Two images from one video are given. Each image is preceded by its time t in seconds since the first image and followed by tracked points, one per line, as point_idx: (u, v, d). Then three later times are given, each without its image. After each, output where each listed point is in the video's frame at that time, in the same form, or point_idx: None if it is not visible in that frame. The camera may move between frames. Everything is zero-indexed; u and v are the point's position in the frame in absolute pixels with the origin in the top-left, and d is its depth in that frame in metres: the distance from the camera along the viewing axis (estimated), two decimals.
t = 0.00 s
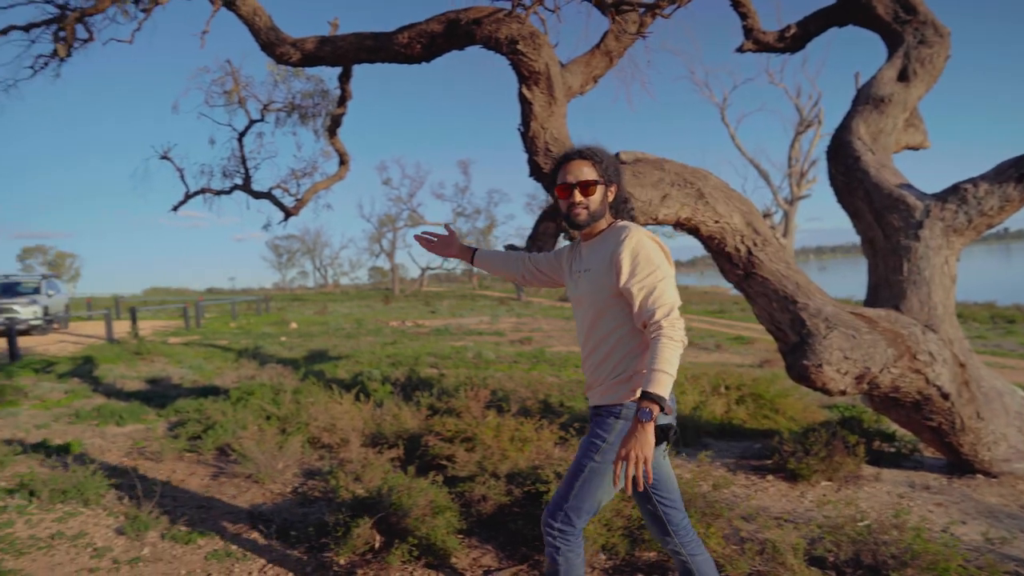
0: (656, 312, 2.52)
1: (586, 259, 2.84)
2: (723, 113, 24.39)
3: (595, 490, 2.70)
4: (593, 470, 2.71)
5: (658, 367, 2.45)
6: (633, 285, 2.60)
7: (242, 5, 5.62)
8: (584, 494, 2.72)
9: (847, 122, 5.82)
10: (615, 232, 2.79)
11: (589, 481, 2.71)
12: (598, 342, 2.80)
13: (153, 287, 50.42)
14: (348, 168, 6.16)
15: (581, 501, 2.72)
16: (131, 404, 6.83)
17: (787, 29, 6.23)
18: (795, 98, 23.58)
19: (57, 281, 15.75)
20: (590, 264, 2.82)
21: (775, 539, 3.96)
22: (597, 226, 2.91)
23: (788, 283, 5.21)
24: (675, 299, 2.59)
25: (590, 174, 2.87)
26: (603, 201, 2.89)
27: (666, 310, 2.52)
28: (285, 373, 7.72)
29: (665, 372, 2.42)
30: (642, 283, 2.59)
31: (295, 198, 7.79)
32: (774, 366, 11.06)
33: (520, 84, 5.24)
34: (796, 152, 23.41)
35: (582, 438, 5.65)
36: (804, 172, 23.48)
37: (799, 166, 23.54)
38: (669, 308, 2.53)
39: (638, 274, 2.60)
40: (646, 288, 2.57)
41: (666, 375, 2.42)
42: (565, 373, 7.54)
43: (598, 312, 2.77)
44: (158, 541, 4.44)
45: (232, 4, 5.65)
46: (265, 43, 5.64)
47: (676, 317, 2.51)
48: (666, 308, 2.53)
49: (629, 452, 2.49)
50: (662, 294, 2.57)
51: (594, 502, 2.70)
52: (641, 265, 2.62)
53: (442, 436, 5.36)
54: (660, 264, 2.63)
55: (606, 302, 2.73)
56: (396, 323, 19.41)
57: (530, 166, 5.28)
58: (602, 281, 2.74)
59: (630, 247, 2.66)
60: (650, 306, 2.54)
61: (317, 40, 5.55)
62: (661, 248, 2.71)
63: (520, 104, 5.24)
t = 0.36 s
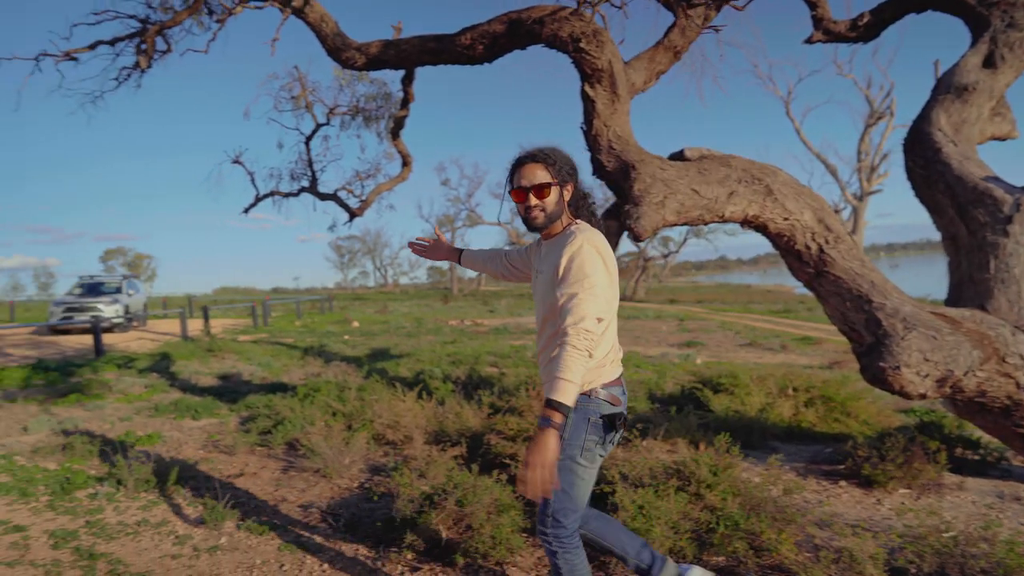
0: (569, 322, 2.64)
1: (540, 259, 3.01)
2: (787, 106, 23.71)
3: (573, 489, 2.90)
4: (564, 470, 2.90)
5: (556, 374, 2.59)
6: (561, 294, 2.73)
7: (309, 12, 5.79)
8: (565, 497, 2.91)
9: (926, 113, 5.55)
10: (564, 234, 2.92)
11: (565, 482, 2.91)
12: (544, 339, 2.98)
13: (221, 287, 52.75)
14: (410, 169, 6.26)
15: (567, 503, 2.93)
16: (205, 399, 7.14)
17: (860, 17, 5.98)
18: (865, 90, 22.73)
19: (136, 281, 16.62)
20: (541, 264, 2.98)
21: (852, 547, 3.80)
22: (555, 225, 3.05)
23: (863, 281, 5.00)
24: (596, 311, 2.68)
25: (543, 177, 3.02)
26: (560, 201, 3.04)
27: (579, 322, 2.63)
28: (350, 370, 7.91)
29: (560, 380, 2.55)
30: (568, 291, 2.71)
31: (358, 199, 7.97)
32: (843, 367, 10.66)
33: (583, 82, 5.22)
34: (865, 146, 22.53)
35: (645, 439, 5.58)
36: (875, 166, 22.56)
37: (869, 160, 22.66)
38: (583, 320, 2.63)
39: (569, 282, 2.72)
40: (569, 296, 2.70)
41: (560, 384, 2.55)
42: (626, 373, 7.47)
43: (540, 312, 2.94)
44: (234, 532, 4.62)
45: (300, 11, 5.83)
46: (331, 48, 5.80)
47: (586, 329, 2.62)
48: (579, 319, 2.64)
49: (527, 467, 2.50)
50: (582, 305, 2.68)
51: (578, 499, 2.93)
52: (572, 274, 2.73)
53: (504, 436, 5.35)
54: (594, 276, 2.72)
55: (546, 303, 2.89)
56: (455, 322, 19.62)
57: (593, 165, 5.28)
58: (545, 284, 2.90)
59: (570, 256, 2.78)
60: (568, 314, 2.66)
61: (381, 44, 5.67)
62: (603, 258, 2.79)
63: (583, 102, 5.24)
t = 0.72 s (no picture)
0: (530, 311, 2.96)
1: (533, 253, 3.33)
2: (847, 98, 22.95)
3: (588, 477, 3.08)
4: (570, 464, 3.08)
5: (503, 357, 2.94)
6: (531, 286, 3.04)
7: (366, 15, 5.92)
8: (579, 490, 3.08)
9: (1004, 100, 5.26)
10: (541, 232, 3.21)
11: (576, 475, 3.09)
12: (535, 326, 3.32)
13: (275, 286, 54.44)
14: (463, 168, 6.32)
15: (590, 495, 3.11)
16: (267, 394, 7.37)
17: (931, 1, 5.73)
18: (933, 79, 21.81)
19: (200, 280, 17.32)
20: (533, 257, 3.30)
21: (927, 555, 3.62)
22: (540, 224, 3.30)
23: (936, 278, 4.78)
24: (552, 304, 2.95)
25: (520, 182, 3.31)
26: (533, 206, 3.25)
27: (536, 312, 2.93)
28: (404, 368, 8.03)
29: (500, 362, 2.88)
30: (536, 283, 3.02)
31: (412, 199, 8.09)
32: (911, 368, 10.22)
33: (638, 77, 5.17)
34: (932, 136, 21.61)
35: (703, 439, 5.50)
36: (942, 158, 21.62)
37: (935, 152, 21.72)
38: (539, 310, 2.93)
39: (537, 276, 3.01)
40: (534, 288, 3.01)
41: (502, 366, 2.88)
42: (680, 372, 7.37)
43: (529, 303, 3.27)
44: (297, 524, 4.74)
45: (357, 15, 5.97)
46: (387, 50, 5.90)
47: (541, 320, 2.91)
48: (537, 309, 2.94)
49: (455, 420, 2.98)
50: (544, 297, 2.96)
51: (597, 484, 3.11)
52: (541, 268, 3.02)
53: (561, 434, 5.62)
54: (561, 271, 2.98)
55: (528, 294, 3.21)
56: (507, 321, 19.69)
57: (650, 161, 5.23)
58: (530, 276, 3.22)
59: (544, 251, 3.07)
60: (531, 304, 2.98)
61: (436, 45, 5.75)
62: (574, 255, 3.04)
63: (639, 97, 5.19)
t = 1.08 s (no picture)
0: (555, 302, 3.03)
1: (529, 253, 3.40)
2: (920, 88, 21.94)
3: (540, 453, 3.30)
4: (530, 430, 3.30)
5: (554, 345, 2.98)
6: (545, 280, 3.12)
7: (427, 16, 6.00)
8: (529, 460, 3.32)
9: None
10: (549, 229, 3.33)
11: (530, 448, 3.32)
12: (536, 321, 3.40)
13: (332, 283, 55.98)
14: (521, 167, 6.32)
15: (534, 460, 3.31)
16: (330, 390, 7.57)
17: None
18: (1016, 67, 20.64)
19: (265, 278, 17.94)
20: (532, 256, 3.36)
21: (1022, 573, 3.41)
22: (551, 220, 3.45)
23: None
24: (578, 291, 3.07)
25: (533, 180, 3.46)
26: (546, 204, 3.41)
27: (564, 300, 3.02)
28: (462, 365, 8.11)
29: (559, 347, 2.94)
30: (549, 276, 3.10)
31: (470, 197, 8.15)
32: (992, 372, 9.68)
33: (703, 72, 5.04)
34: (1015, 127, 20.42)
35: (769, 442, 5.37)
36: None
37: (1017, 143, 20.53)
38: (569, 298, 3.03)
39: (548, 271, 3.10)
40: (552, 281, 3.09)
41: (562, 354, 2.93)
42: (743, 374, 7.19)
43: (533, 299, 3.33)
44: (362, 518, 4.83)
45: (418, 16, 6.06)
46: (448, 50, 5.97)
47: (572, 306, 3.01)
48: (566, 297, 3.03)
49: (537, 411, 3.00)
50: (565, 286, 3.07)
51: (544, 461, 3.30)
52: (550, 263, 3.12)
53: (621, 434, 5.59)
54: (574, 262, 3.13)
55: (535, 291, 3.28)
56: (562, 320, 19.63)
57: (715, 157, 5.11)
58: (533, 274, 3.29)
59: (550, 246, 3.17)
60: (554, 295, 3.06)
61: (496, 43, 5.78)
62: (580, 247, 3.21)
63: (703, 92, 5.06)
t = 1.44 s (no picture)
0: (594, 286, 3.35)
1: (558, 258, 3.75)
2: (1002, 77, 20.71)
3: (557, 445, 3.60)
4: (555, 429, 3.60)
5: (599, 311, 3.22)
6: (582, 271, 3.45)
7: (489, 15, 6.03)
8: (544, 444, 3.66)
9: None
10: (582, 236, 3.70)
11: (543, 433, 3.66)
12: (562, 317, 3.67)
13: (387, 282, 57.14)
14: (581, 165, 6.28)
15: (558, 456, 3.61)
16: (390, 386, 7.72)
17: None
18: None
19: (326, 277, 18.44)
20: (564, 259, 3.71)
21: None
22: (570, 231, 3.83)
23: None
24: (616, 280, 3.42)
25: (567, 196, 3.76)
26: (577, 217, 3.81)
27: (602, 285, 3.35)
28: (520, 364, 8.13)
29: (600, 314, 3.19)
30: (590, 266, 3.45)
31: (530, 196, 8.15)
32: None
33: (772, 65, 4.88)
34: None
35: (841, 448, 5.17)
36: None
37: None
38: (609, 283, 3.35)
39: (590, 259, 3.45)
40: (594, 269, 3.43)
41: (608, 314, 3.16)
42: (812, 376, 6.95)
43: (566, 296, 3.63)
44: (425, 513, 4.88)
45: (480, 16, 6.10)
46: (509, 48, 5.99)
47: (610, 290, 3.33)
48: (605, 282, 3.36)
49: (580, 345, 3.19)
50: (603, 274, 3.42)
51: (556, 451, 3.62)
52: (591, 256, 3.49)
53: (684, 436, 5.47)
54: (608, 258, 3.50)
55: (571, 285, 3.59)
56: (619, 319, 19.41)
57: (785, 153, 4.94)
58: (567, 272, 3.62)
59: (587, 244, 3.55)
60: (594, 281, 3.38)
61: (557, 41, 5.76)
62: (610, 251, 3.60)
63: (773, 85, 4.90)
